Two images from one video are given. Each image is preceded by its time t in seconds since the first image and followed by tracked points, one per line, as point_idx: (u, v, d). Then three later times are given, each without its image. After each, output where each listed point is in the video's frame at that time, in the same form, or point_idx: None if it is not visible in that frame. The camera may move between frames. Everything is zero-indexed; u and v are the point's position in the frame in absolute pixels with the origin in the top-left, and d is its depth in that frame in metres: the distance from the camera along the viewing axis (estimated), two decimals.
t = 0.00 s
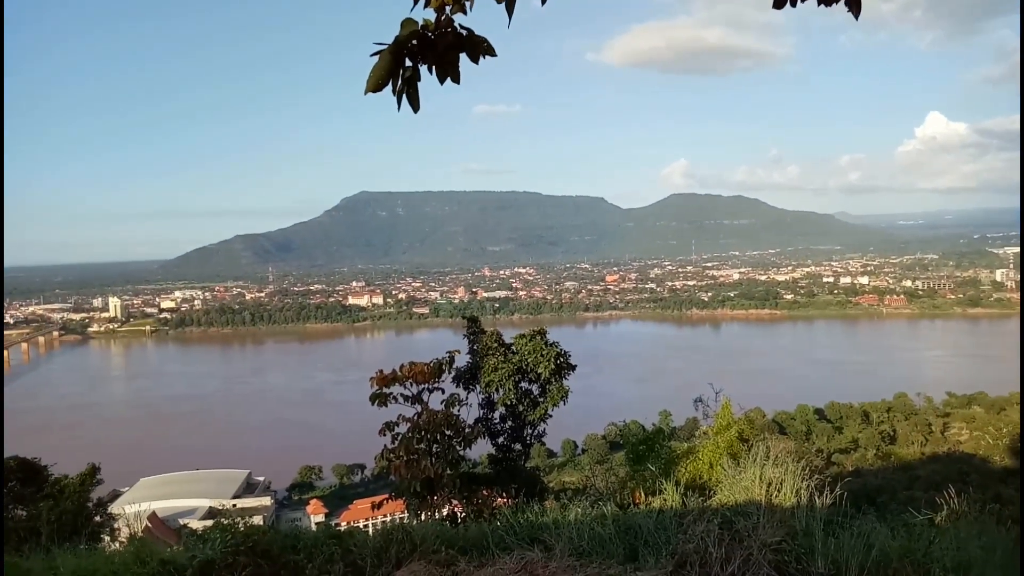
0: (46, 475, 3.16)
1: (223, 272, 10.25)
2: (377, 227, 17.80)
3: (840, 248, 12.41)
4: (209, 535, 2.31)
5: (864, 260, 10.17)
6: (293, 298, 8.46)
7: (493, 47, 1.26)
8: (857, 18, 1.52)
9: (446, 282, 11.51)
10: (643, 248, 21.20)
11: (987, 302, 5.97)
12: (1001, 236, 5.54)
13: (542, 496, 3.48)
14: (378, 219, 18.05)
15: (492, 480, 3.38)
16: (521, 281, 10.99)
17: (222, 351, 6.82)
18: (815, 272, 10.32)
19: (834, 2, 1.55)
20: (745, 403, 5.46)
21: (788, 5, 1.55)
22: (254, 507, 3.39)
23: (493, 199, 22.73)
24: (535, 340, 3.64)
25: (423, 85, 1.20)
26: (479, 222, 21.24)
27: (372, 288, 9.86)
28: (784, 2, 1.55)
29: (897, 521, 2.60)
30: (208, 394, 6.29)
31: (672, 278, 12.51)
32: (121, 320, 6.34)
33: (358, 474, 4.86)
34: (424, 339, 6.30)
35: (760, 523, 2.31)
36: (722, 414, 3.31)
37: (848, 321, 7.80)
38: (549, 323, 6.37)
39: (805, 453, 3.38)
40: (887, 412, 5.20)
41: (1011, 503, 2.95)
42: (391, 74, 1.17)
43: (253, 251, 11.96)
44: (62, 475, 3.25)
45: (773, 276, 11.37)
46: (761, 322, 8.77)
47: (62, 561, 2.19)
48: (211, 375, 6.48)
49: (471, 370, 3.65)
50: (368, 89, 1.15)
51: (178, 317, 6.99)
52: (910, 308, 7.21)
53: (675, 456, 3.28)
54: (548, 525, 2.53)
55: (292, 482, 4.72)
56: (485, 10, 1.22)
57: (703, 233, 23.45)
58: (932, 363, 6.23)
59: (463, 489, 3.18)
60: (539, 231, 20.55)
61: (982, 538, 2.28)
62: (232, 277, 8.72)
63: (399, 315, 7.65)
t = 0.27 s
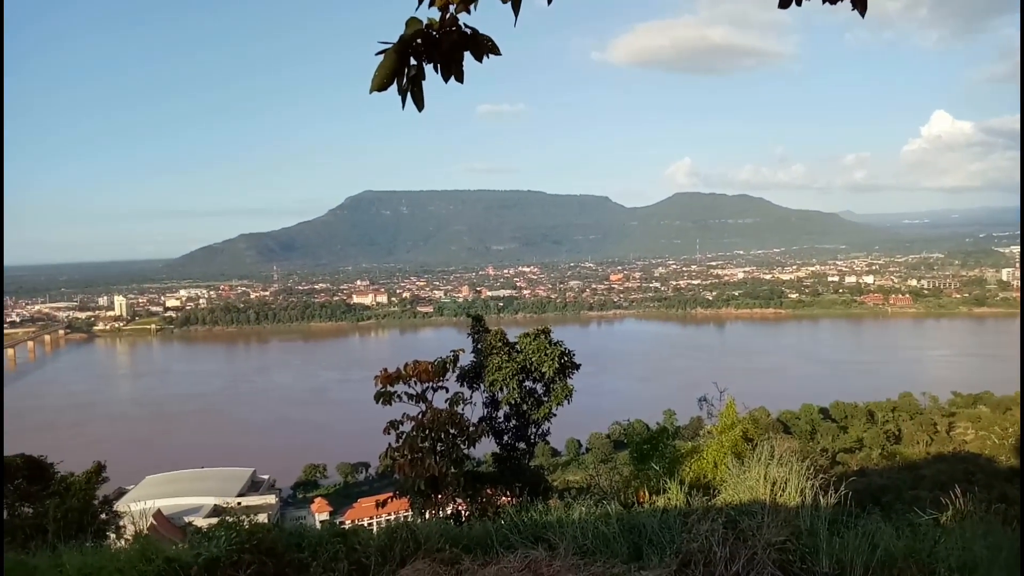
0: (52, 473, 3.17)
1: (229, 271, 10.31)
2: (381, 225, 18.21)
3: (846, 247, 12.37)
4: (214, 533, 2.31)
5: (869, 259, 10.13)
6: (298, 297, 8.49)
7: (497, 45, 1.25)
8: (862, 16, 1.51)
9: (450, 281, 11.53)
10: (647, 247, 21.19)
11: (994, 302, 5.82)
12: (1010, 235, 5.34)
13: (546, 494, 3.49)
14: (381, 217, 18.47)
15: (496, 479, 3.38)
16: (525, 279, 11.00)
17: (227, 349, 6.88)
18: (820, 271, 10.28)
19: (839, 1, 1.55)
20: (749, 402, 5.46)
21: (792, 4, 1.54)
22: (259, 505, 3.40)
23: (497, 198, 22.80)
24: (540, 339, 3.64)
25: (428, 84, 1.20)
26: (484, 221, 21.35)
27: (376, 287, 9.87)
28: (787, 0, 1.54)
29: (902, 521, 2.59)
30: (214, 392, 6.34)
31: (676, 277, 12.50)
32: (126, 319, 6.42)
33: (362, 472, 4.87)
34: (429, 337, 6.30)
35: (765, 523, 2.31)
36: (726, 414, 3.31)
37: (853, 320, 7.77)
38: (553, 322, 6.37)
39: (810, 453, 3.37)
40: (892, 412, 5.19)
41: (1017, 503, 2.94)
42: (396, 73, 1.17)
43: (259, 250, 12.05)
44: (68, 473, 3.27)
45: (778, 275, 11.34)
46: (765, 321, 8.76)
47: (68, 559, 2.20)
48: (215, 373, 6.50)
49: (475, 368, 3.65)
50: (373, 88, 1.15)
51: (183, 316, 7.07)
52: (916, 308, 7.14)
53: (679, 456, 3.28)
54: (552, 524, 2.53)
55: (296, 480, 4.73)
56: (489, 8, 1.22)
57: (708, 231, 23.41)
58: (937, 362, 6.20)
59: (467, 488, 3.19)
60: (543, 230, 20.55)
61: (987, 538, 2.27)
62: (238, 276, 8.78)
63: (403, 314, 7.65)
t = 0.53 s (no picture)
0: (71, 467, 3.20)
1: (245, 269, 10.41)
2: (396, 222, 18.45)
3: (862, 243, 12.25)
4: (230, 528, 2.33)
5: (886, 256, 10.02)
6: (312, 294, 8.53)
7: (511, 42, 1.25)
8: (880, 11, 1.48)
9: (463, 278, 11.56)
10: (661, 244, 21.11)
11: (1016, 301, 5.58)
12: None
13: (560, 491, 3.52)
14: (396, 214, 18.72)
15: (509, 475, 3.39)
16: (538, 276, 11.01)
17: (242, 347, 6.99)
18: (835, 268, 10.18)
19: None
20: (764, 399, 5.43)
21: None
22: (275, 500, 3.43)
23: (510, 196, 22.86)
24: (553, 336, 3.63)
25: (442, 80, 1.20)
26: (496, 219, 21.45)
27: (390, 284, 9.91)
28: None
29: (919, 520, 2.56)
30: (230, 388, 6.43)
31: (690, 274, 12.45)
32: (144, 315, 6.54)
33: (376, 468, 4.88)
34: (442, 334, 6.31)
35: (780, 521, 2.30)
36: (741, 411, 3.29)
37: (869, 317, 7.55)
38: (566, 319, 6.36)
39: (825, 451, 3.35)
40: (909, 410, 5.14)
41: None
42: (411, 68, 1.17)
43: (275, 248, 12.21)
44: (87, 468, 3.31)
45: (793, 272, 11.26)
46: (780, 318, 8.71)
47: (88, 552, 2.22)
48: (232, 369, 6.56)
49: (489, 365, 3.65)
50: (388, 84, 1.15)
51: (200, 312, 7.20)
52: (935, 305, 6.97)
53: (693, 453, 3.26)
54: (566, 520, 2.53)
55: (311, 475, 4.75)
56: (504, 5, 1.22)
57: (722, 228, 23.28)
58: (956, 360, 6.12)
59: (481, 484, 3.20)
60: (556, 227, 20.55)
61: (1007, 538, 2.24)
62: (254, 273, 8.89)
63: (417, 311, 7.66)
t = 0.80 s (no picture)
0: (89, 461, 3.25)
1: (261, 267, 10.50)
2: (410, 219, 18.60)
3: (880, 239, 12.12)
4: (246, 522, 2.34)
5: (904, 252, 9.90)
6: (326, 291, 8.58)
7: (527, 39, 1.25)
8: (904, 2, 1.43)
9: (477, 275, 11.58)
10: (675, 240, 21.01)
11: None
12: None
13: (573, 488, 3.51)
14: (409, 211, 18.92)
15: (522, 472, 3.40)
16: (551, 273, 11.00)
17: (257, 342, 7.02)
18: (852, 264, 10.06)
19: None
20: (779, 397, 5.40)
21: None
22: (290, 495, 3.46)
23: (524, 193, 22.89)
24: (568, 333, 3.62)
25: (458, 78, 1.20)
26: (510, 216, 21.47)
27: (404, 280, 9.94)
28: None
29: (936, 519, 2.54)
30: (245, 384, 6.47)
31: (705, 271, 12.40)
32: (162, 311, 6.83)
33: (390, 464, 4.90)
34: (455, 331, 6.31)
35: (795, 519, 2.28)
36: (755, 409, 3.27)
37: (887, 314, 7.39)
38: (580, 316, 6.33)
39: (840, 449, 3.33)
40: (926, 408, 5.08)
41: None
42: (427, 66, 1.17)
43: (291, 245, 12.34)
44: (106, 462, 3.35)
45: (809, 268, 11.17)
46: (796, 316, 8.65)
47: (106, 545, 2.25)
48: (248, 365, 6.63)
49: (502, 362, 3.67)
50: (404, 82, 1.15)
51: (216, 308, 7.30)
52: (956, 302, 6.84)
53: (707, 450, 3.25)
54: (579, 517, 2.53)
55: (325, 471, 4.77)
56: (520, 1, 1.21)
57: (737, 224, 23.12)
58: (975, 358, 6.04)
59: (494, 481, 3.21)
60: (570, 223, 20.52)
61: None
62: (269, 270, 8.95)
63: (431, 307, 7.67)
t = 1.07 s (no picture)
0: (105, 455, 3.27)
1: (274, 263, 10.60)
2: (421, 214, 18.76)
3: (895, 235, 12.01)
4: (260, 516, 2.36)
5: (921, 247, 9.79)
6: (339, 286, 8.62)
7: (541, 35, 1.24)
8: None
9: (489, 271, 11.60)
10: (688, 236, 20.92)
11: None
12: None
13: (585, 484, 3.51)
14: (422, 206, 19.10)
15: (534, 468, 3.41)
16: (563, 269, 11.00)
17: (271, 337, 7.07)
18: (867, 259, 9.97)
19: None
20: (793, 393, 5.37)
21: None
22: (303, 490, 3.48)
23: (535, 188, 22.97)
24: (581, 329, 3.62)
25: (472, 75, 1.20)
26: (522, 212, 21.49)
27: (416, 276, 9.97)
28: None
29: (952, 517, 2.52)
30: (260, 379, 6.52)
31: (718, 267, 12.35)
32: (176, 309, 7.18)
33: (402, 459, 4.92)
34: (468, 327, 6.32)
35: (808, 516, 2.27)
36: (769, 405, 3.25)
37: (902, 310, 7.30)
38: (592, 311, 6.32)
39: (855, 446, 3.31)
40: (942, 405, 5.04)
41: None
42: (441, 63, 1.17)
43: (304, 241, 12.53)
44: (122, 456, 3.39)
45: (823, 264, 11.09)
46: (810, 312, 8.59)
47: (121, 539, 2.27)
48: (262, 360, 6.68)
49: (515, 358, 3.66)
50: (418, 78, 1.15)
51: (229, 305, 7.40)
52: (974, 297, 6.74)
53: (720, 447, 3.23)
54: (591, 513, 2.53)
55: (338, 466, 4.80)
56: None
57: (751, 220, 22.98)
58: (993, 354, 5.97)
59: (507, 476, 3.21)
60: (582, 219, 20.48)
61: None
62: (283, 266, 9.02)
63: (443, 303, 7.68)
